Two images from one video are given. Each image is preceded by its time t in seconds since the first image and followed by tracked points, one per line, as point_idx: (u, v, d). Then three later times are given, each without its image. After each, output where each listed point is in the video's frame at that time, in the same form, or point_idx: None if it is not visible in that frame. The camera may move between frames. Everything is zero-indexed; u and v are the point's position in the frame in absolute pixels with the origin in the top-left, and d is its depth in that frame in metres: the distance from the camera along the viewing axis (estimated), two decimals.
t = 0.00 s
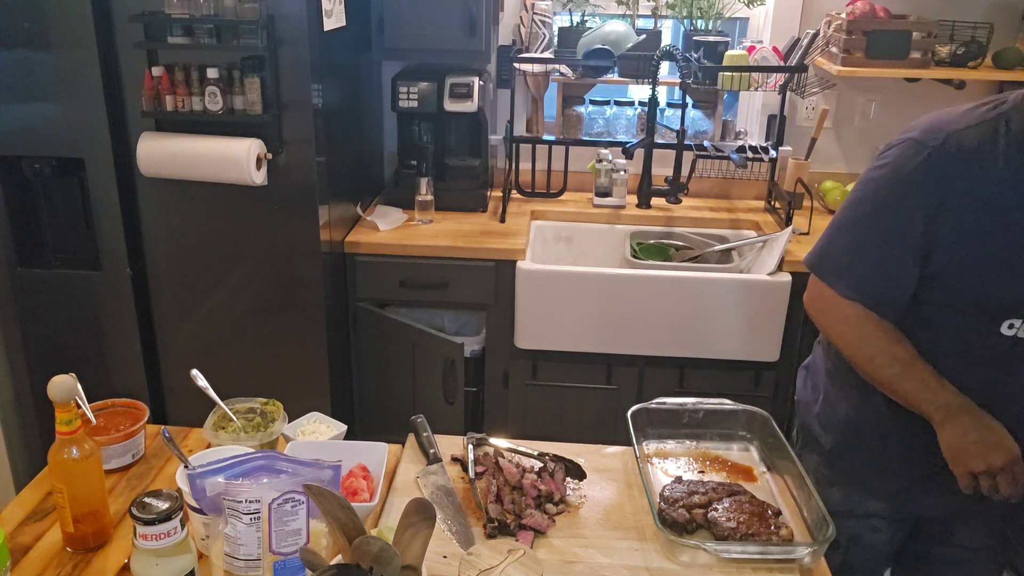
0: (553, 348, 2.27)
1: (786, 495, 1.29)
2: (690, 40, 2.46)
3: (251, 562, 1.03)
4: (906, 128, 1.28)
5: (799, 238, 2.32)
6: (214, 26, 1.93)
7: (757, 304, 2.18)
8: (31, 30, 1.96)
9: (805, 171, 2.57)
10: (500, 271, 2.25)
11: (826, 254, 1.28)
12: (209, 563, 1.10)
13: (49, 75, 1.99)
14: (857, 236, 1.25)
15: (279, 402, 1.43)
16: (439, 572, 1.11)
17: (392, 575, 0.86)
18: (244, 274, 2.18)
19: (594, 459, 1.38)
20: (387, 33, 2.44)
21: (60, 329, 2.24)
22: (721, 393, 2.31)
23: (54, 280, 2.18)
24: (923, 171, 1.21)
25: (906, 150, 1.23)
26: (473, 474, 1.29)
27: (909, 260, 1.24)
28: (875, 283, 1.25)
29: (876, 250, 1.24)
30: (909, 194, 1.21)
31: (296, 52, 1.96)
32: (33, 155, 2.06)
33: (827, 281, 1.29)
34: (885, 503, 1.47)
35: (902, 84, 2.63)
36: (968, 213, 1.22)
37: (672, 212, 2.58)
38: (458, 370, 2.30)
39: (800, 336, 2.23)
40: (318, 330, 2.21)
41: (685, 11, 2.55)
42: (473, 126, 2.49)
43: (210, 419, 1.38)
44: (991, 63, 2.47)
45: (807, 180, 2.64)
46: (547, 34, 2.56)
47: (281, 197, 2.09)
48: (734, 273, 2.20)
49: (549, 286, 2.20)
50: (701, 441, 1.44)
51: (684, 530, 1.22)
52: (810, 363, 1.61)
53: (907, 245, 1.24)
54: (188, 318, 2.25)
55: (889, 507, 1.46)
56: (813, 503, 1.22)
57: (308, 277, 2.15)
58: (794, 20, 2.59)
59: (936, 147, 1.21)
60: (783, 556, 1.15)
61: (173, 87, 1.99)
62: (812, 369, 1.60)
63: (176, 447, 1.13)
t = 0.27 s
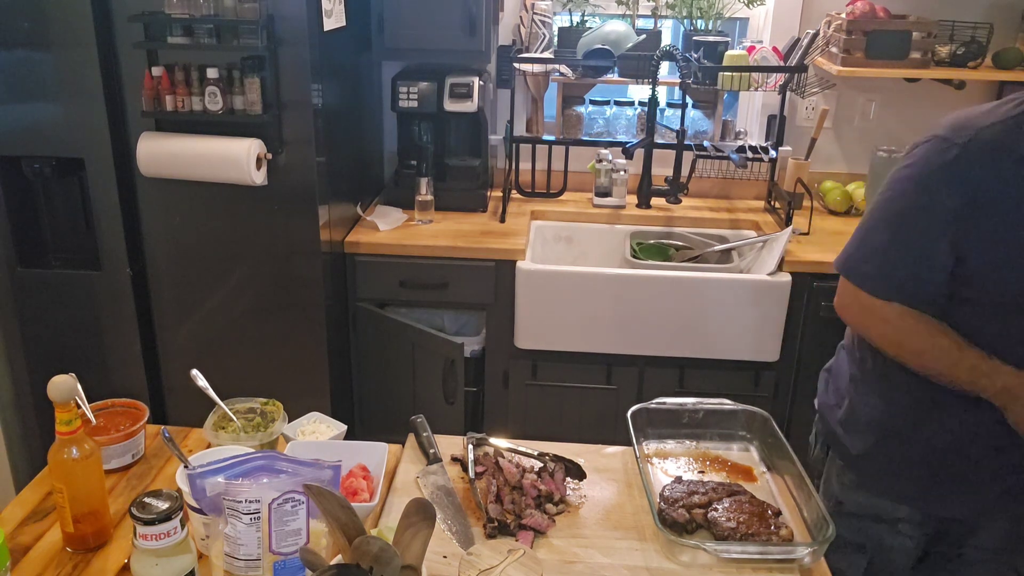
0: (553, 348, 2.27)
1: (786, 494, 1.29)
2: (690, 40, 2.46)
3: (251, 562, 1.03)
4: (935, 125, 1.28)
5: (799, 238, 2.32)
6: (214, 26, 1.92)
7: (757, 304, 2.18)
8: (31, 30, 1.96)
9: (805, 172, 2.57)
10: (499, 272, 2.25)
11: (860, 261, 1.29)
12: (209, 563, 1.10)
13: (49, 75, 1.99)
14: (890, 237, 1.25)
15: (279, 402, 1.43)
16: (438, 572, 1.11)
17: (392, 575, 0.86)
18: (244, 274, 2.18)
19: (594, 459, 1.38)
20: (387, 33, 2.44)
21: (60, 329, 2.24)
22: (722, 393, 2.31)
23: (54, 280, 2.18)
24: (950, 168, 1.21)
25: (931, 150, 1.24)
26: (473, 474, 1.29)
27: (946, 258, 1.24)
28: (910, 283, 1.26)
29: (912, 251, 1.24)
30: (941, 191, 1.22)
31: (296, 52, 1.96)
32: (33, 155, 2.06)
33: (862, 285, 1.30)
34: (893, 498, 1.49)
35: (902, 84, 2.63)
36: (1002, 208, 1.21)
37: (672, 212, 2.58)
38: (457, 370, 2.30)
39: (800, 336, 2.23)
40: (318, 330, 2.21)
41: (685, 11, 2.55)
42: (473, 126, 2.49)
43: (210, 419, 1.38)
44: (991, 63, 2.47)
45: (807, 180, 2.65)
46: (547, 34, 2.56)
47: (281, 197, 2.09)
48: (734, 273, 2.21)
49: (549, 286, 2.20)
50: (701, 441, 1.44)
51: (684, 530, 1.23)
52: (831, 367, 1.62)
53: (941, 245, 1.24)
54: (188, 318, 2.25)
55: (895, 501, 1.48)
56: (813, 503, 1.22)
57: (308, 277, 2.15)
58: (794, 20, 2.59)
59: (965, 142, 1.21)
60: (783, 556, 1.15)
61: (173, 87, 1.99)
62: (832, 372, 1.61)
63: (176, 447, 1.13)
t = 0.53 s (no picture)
0: (553, 347, 2.27)
1: (786, 494, 1.29)
2: (690, 40, 2.46)
3: (251, 562, 1.03)
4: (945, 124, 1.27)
5: (799, 238, 2.33)
6: (214, 26, 1.92)
7: (757, 303, 2.18)
8: (31, 31, 1.96)
9: (805, 171, 2.57)
10: (499, 272, 2.25)
11: (873, 257, 1.28)
12: (209, 563, 1.11)
13: (49, 75, 1.99)
14: (903, 236, 1.24)
15: (279, 403, 1.43)
16: (439, 572, 1.11)
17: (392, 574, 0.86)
18: (244, 274, 2.18)
19: (594, 459, 1.38)
20: (387, 33, 2.44)
21: (60, 329, 2.24)
22: (722, 393, 2.31)
23: (54, 281, 2.18)
24: (965, 168, 1.20)
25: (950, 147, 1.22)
26: (473, 474, 1.29)
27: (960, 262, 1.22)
28: (926, 284, 1.24)
29: (929, 253, 1.22)
30: (956, 192, 1.20)
31: (296, 52, 1.96)
32: (33, 155, 2.06)
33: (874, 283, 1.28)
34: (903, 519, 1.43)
35: (902, 84, 2.63)
36: (1019, 208, 1.19)
37: (672, 212, 2.58)
38: (457, 370, 2.30)
39: (800, 336, 2.23)
40: (318, 330, 2.21)
41: (685, 11, 2.55)
42: (473, 126, 2.49)
43: (210, 419, 1.38)
44: (991, 63, 2.47)
45: (807, 180, 2.65)
46: (547, 34, 2.56)
47: (282, 197, 2.09)
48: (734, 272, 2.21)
49: (548, 286, 2.20)
50: (700, 441, 1.44)
51: (684, 530, 1.23)
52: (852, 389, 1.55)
53: (957, 248, 1.22)
54: (188, 318, 2.25)
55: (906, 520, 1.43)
56: (813, 503, 1.23)
57: (309, 277, 2.15)
58: (794, 20, 2.59)
59: (980, 141, 1.19)
60: (783, 556, 1.15)
61: (173, 87, 1.99)
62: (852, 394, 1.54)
63: (176, 447, 1.13)
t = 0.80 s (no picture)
0: (553, 347, 2.27)
1: (786, 495, 1.29)
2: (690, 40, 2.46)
3: (251, 562, 1.03)
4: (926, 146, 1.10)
5: (799, 239, 2.33)
6: (214, 26, 1.92)
7: (757, 303, 2.18)
8: (31, 31, 1.96)
9: (805, 171, 2.57)
10: (499, 272, 2.25)
11: (852, 237, 1.08)
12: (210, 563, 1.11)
13: (49, 75, 1.99)
14: (885, 218, 1.07)
15: (279, 403, 1.43)
16: (439, 572, 1.11)
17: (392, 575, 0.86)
18: (244, 274, 2.18)
19: (594, 459, 1.38)
20: (387, 33, 2.44)
21: (60, 329, 2.24)
22: (722, 393, 2.31)
23: (54, 281, 2.18)
24: (976, 162, 1.05)
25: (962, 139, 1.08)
26: (473, 474, 1.29)
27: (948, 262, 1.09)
28: (896, 274, 1.06)
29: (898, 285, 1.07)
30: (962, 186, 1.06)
31: (297, 52, 1.96)
32: (33, 155, 2.06)
33: (852, 262, 1.07)
34: (900, 560, 1.28)
35: (902, 84, 2.63)
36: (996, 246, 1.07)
37: (672, 212, 2.58)
38: (457, 370, 2.30)
39: (800, 336, 2.23)
40: (318, 330, 2.21)
41: (685, 11, 2.55)
42: (473, 126, 2.49)
43: (211, 419, 1.38)
44: (991, 63, 2.47)
45: (807, 180, 2.65)
46: (547, 34, 2.56)
47: (281, 197, 2.09)
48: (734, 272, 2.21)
49: (548, 286, 2.20)
50: (700, 441, 1.44)
51: (684, 530, 1.23)
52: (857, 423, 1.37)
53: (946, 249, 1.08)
54: (188, 317, 2.25)
55: (911, 566, 1.27)
56: (813, 503, 1.23)
57: (309, 277, 2.15)
58: (794, 20, 2.59)
59: (984, 157, 1.05)
60: (783, 556, 1.14)
61: (173, 87, 1.99)
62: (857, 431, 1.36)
63: (175, 447, 1.13)
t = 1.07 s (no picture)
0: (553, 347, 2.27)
1: (786, 495, 1.29)
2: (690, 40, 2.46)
3: (251, 562, 1.03)
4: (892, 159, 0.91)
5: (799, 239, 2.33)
6: (214, 26, 1.92)
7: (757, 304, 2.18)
8: (31, 31, 1.96)
9: (805, 171, 2.57)
10: (499, 271, 2.25)
11: (797, 245, 0.85)
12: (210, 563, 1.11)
13: (49, 75, 1.99)
14: (830, 228, 0.84)
15: (279, 403, 1.43)
16: (439, 572, 1.11)
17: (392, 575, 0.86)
18: (244, 275, 2.18)
19: (594, 459, 1.38)
20: (387, 34, 2.44)
21: (59, 329, 2.24)
22: (722, 393, 2.31)
23: (54, 281, 2.18)
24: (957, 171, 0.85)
25: (923, 161, 0.89)
26: (473, 473, 1.29)
27: (921, 288, 0.83)
28: (867, 279, 0.82)
29: (873, 288, 0.82)
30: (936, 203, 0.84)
31: (297, 52, 1.96)
32: (33, 155, 2.06)
33: (784, 275, 0.83)
34: None
35: (902, 84, 2.63)
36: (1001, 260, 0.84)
37: (673, 212, 2.58)
38: (457, 370, 2.30)
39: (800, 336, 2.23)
40: (318, 330, 2.21)
41: (685, 11, 2.55)
42: (473, 126, 2.49)
43: (211, 419, 1.38)
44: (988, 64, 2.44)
45: (807, 180, 2.65)
46: (547, 34, 2.57)
47: (282, 197, 2.09)
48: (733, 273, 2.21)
49: (548, 287, 2.20)
50: (700, 441, 1.44)
51: (684, 530, 1.22)
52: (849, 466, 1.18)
53: (927, 266, 0.83)
54: (188, 317, 2.25)
55: None
56: (813, 503, 1.23)
57: (310, 278, 2.16)
58: (794, 20, 2.59)
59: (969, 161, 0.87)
60: (783, 556, 1.14)
61: (173, 86, 1.99)
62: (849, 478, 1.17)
63: (175, 447, 1.13)
